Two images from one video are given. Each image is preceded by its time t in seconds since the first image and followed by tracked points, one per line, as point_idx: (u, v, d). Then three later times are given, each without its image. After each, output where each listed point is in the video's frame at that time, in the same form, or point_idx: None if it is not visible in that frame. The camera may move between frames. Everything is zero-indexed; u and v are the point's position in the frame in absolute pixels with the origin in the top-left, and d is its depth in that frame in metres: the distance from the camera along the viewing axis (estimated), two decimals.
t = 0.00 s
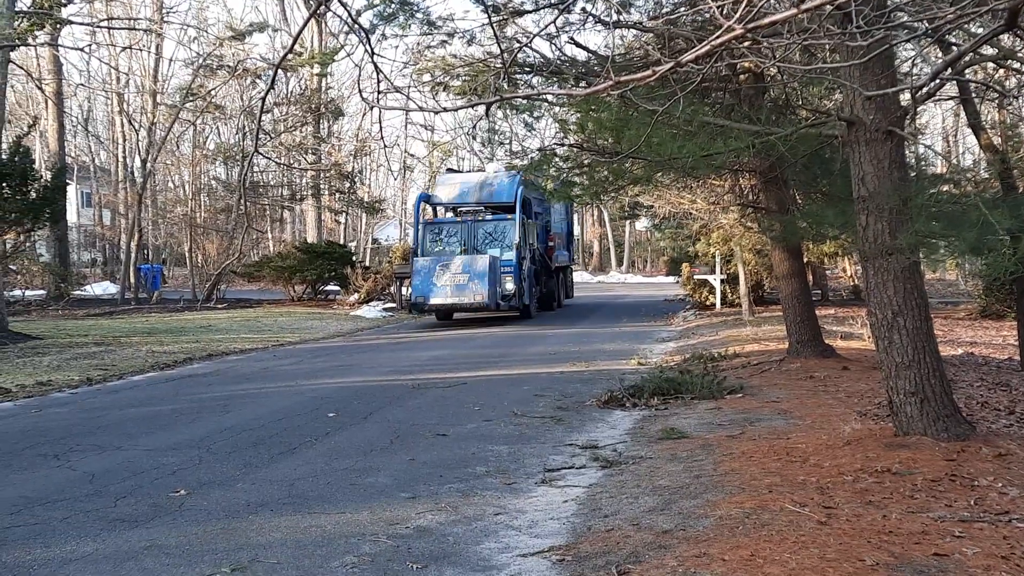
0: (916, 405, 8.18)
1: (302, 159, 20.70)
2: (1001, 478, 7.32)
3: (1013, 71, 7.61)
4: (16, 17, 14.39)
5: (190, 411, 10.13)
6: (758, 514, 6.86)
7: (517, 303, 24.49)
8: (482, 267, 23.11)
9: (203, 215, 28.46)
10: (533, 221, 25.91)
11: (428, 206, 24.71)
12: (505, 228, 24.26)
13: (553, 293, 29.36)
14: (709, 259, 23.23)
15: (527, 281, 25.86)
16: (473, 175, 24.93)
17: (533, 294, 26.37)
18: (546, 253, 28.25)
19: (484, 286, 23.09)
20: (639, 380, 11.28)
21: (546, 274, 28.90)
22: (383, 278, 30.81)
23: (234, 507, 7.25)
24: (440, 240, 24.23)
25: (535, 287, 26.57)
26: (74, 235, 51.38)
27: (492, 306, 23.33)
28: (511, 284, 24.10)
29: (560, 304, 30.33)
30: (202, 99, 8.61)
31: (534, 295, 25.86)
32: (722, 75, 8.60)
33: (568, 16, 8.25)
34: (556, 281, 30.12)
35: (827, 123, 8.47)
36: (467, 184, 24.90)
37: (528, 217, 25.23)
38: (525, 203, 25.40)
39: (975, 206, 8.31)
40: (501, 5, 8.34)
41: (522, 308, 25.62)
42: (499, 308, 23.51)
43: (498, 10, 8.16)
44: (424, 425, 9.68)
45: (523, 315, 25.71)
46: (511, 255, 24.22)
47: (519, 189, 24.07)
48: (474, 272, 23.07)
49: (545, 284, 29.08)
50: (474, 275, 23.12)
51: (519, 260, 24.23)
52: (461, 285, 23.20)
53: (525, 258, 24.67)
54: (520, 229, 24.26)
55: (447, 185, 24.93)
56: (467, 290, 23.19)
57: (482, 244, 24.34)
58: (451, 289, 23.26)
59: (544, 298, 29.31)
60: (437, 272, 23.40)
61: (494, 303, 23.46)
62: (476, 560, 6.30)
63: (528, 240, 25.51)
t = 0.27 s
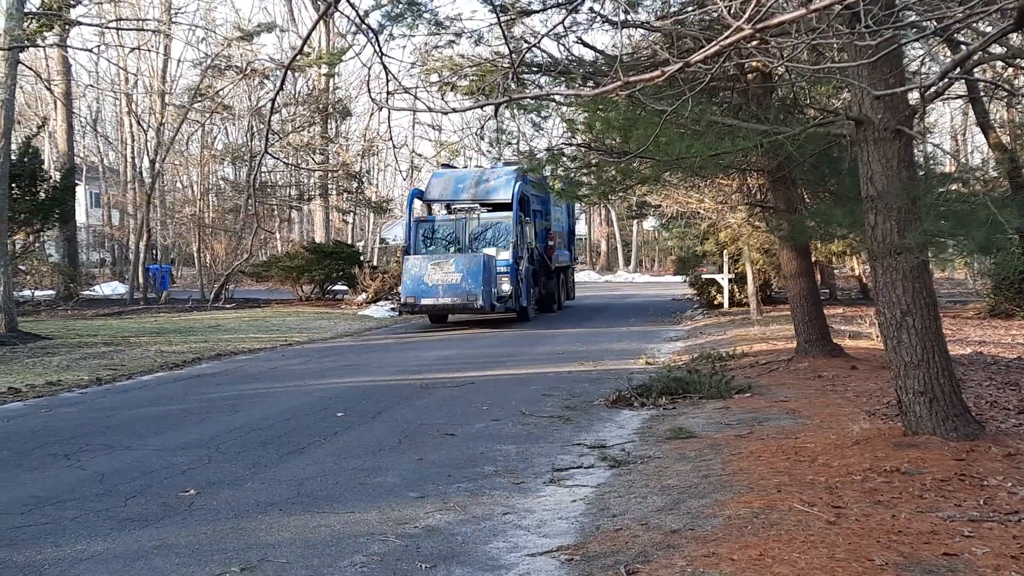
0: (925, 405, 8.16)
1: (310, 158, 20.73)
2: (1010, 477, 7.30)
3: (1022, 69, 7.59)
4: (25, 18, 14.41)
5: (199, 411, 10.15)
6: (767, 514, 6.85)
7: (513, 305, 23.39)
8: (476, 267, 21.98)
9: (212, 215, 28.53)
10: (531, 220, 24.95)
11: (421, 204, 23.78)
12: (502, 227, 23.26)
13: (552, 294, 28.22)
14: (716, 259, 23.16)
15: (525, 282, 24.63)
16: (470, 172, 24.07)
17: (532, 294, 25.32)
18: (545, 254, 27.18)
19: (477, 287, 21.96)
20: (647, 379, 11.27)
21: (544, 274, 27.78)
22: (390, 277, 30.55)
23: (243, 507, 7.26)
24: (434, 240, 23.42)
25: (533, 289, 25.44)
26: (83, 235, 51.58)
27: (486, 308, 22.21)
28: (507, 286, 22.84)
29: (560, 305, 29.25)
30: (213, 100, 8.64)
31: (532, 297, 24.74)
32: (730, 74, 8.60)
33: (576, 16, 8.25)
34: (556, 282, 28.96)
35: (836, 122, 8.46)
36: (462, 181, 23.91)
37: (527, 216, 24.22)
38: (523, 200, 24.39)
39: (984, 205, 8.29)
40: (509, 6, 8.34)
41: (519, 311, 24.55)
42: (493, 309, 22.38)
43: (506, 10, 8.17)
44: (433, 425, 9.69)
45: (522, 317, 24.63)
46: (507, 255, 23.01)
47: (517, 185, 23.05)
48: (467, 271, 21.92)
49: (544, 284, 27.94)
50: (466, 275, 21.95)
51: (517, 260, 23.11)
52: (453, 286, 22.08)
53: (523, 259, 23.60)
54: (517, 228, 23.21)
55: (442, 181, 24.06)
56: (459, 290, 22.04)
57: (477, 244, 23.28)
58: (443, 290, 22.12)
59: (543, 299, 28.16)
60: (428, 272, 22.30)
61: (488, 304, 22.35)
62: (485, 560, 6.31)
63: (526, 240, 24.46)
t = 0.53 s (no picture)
0: (934, 404, 8.20)
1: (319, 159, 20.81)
2: (1019, 477, 7.33)
3: None
4: (37, 20, 14.50)
5: (210, 410, 10.22)
6: (776, 513, 6.88)
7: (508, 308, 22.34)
8: (469, 271, 21.02)
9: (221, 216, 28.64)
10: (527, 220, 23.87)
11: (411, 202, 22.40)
12: (498, 228, 22.42)
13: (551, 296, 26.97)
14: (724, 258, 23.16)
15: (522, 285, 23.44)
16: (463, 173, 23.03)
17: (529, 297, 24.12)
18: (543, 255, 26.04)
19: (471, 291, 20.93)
20: (656, 379, 11.30)
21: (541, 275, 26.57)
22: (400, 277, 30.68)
23: (256, 506, 7.32)
24: (429, 241, 22.34)
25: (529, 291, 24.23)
26: (94, 236, 51.82)
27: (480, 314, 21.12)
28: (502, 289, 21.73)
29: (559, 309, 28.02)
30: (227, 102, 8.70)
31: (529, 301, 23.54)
32: (738, 75, 8.63)
33: (584, 18, 8.29)
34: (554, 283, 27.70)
35: (844, 123, 8.49)
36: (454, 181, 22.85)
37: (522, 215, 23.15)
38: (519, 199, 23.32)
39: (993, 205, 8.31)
40: (518, 8, 8.39)
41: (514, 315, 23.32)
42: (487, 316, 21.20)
43: (515, 13, 8.21)
44: (443, 424, 9.74)
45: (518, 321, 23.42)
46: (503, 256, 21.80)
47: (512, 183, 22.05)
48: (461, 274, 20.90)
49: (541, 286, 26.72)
50: (459, 279, 20.96)
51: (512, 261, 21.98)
52: (446, 290, 21.07)
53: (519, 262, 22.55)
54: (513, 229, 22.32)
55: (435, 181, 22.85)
56: (452, 295, 21.01)
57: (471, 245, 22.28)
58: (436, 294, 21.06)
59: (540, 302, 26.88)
60: (419, 276, 21.32)
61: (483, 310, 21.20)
62: (495, 558, 6.36)
63: (521, 240, 23.39)
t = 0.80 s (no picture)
0: (947, 408, 8.11)
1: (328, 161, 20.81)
2: None
3: None
4: (47, 23, 14.53)
5: (218, 413, 10.19)
6: (788, 517, 6.82)
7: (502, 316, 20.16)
8: (458, 272, 18.99)
9: (231, 218, 28.68)
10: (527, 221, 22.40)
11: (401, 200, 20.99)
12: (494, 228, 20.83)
13: (551, 300, 25.38)
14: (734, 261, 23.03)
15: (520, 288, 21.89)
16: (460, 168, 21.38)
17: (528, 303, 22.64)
18: (543, 258, 24.49)
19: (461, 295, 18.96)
20: (666, 382, 11.24)
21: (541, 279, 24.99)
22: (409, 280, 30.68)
23: (263, 509, 7.29)
24: (418, 241, 20.48)
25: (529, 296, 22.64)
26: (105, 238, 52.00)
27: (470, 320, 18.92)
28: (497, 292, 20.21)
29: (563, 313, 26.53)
30: (238, 104, 8.70)
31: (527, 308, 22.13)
32: (748, 77, 8.58)
33: (593, 19, 8.25)
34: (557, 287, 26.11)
35: (855, 124, 8.42)
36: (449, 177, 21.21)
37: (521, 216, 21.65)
38: (517, 198, 21.81)
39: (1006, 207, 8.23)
40: (528, 9, 8.36)
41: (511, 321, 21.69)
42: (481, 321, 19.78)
43: (524, 14, 8.18)
44: (451, 428, 9.69)
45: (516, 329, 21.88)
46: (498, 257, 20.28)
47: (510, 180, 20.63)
48: (449, 276, 18.98)
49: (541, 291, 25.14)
50: (447, 281, 18.96)
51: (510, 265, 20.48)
52: (432, 293, 19.00)
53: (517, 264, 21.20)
54: (509, 228, 20.45)
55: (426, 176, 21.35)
56: (439, 299, 18.97)
57: (463, 245, 20.35)
58: (420, 298, 18.99)
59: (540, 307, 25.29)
60: (403, 277, 19.21)
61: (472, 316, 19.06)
62: (504, 562, 6.31)
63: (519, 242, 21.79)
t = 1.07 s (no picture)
0: (958, 409, 8.08)
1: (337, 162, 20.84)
2: None
3: None
4: (58, 26, 14.58)
5: (228, 414, 10.22)
6: (798, 519, 6.81)
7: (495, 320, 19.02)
8: (446, 274, 17.80)
9: (241, 220, 28.76)
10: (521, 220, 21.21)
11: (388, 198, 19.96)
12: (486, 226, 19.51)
13: (548, 303, 24.14)
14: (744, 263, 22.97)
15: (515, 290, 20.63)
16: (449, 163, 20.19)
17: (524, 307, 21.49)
18: (539, 259, 23.29)
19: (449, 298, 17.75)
20: (675, 384, 11.23)
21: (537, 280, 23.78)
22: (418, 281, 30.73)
23: (274, 510, 7.30)
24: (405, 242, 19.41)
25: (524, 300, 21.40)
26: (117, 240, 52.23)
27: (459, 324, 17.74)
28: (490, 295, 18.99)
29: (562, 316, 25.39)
30: (249, 105, 8.74)
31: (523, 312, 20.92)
32: (758, 77, 8.57)
33: (603, 19, 8.26)
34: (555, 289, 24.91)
35: (866, 125, 8.41)
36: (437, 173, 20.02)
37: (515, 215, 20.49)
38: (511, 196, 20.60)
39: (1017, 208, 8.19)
40: (536, 10, 8.37)
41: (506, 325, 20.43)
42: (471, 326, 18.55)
43: (533, 15, 8.20)
44: (461, 429, 9.70)
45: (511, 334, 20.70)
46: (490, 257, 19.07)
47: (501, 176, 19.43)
48: (437, 277, 17.78)
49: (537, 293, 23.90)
50: (434, 283, 17.76)
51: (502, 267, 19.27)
52: (418, 296, 17.78)
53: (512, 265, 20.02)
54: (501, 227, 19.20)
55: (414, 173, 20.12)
56: (426, 302, 17.75)
57: (452, 246, 19.19)
58: (406, 301, 17.77)
59: (536, 310, 24.06)
60: (387, 279, 18.00)
61: (462, 320, 17.88)
62: (514, 564, 6.31)
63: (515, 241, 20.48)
